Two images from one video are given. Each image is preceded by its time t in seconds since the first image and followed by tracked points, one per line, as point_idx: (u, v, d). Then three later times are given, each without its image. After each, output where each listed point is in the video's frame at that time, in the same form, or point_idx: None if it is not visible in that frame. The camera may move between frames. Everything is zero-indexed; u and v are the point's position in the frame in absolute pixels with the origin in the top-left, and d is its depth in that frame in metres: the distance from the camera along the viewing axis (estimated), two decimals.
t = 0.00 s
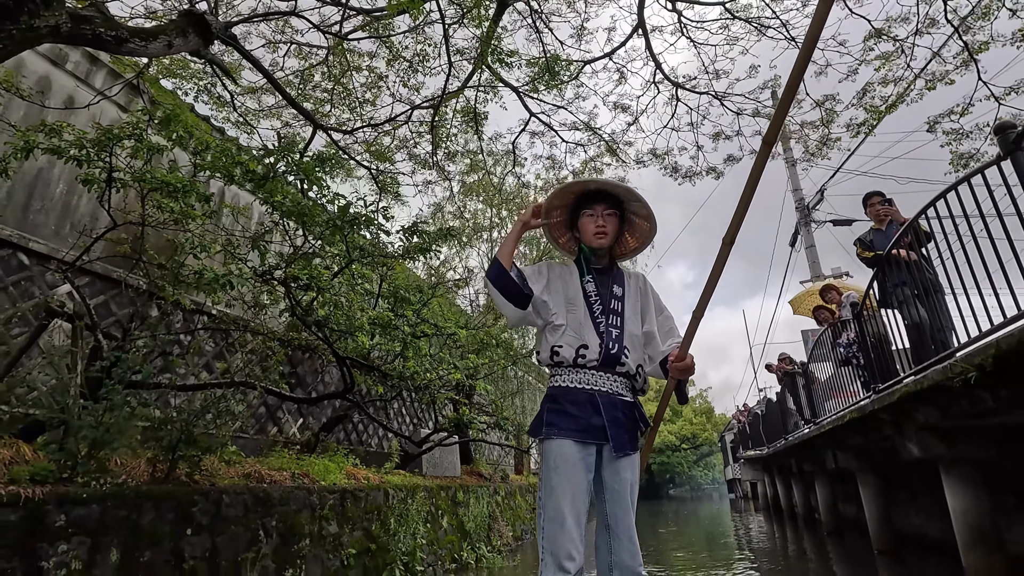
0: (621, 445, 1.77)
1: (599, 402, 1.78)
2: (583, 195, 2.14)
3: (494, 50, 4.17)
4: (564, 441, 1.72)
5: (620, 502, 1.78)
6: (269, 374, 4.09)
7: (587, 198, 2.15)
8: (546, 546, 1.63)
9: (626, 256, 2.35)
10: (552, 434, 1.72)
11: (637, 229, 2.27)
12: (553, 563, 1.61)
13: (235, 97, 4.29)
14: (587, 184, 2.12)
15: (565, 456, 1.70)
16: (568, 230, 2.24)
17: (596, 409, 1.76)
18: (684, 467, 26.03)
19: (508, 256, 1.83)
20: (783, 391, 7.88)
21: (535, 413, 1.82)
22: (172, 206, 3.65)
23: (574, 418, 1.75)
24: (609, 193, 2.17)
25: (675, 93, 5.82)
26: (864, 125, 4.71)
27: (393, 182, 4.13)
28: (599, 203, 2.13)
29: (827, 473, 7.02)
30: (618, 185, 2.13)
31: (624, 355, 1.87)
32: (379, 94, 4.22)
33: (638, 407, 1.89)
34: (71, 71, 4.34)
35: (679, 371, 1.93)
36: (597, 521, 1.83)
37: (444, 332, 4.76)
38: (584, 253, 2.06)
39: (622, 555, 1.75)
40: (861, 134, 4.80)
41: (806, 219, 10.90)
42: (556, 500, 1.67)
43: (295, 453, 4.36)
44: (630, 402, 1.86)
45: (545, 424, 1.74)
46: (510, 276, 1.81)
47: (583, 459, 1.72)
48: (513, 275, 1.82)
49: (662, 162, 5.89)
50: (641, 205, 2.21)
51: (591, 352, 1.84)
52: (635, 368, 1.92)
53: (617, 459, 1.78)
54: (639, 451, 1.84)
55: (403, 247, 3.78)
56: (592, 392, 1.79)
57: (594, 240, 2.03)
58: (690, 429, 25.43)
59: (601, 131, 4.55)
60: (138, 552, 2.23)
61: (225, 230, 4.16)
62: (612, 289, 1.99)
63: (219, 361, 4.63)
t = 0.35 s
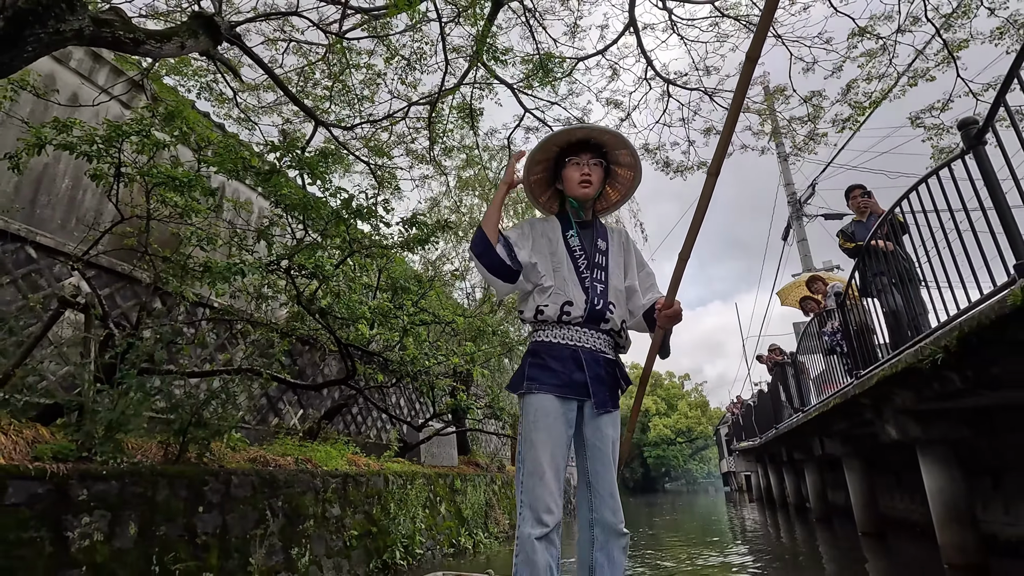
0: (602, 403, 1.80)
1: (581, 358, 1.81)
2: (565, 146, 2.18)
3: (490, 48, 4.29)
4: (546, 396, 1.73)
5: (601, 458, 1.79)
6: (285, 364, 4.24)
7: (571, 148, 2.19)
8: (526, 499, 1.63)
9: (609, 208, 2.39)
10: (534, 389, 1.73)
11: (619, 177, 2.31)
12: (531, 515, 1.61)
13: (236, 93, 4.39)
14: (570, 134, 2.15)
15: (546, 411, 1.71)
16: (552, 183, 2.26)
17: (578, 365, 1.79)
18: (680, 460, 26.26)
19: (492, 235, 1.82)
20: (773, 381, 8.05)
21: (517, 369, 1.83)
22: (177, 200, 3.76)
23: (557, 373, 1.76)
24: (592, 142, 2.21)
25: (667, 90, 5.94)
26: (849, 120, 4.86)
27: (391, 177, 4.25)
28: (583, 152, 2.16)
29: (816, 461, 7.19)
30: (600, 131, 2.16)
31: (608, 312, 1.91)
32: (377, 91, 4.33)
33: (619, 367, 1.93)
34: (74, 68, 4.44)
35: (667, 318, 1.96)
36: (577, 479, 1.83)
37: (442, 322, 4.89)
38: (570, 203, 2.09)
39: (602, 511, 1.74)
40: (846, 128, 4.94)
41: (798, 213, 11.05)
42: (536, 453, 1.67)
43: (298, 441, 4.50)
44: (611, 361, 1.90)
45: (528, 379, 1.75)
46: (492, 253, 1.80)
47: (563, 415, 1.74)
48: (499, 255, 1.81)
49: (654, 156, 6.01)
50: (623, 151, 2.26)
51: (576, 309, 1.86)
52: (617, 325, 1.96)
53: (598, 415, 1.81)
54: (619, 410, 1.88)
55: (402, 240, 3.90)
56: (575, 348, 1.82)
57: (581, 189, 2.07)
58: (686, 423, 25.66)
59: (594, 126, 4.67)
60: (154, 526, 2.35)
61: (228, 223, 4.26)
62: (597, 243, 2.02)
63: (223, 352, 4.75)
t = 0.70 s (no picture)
0: (575, 378, 1.61)
1: (556, 335, 1.59)
2: (548, 111, 1.93)
3: (487, 57, 4.43)
4: (520, 370, 1.50)
5: (576, 437, 1.59)
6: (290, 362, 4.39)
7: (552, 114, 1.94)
8: (498, 479, 1.41)
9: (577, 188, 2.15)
10: (507, 363, 1.49)
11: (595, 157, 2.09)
12: (505, 495, 1.39)
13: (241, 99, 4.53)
14: (554, 99, 1.91)
15: (521, 385, 1.49)
16: (529, 149, 2.01)
17: (553, 340, 1.58)
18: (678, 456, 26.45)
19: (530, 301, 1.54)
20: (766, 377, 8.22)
21: (485, 340, 1.58)
22: (187, 205, 3.91)
23: (533, 348, 1.55)
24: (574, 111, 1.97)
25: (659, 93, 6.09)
26: (835, 124, 5.01)
27: (392, 181, 4.40)
28: (568, 121, 1.93)
29: (808, 456, 7.36)
30: (587, 101, 1.94)
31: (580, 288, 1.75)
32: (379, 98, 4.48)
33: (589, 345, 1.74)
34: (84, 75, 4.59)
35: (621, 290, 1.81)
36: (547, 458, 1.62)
37: (442, 321, 5.05)
38: (553, 170, 1.86)
39: (577, 490, 1.55)
40: (833, 132, 5.09)
41: (792, 212, 11.19)
42: (509, 428, 1.45)
43: (303, 436, 4.65)
44: (582, 340, 1.71)
45: (501, 351, 1.51)
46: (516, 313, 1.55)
47: (538, 390, 1.52)
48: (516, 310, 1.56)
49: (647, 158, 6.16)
50: (603, 129, 2.04)
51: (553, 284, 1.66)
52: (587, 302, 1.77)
53: (571, 392, 1.61)
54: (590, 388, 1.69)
55: (404, 242, 4.06)
56: (550, 324, 1.60)
57: (565, 156, 1.84)
58: (684, 420, 25.84)
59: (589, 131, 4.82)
60: (172, 513, 2.50)
61: (234, 226, 4.41)
62: (575, 218, 1.86)
63: (229, 350, 4.90)
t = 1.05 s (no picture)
0: (561, 369, 1.51)
1: (542, 326, 1.50)
2: (539, 90, 1.84)
3: (488, 69, 4.59)
4: (506, 362, 1.40)
5: (565, 430, 1.49)
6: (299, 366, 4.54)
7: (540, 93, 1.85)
8: (487, 479, 1.30)
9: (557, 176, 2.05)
10: (493, 355, 1.38)
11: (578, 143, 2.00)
12: (494, 495, 1.29)
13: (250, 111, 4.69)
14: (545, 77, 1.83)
15: (507, 378, 1.38)
16: (513, 131, 1.87)
17: (539, 331, 1.48)
18: (677, 454, 26.61)
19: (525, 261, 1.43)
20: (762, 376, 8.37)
21: (467, 329, 1.45)
22: (200, 215, 4.06)
23: (518, 339, 1.44)
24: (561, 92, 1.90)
25: (655, 100, 6.24)
26: (826, 130, 5.16)
27: (396, 190, 4.55)
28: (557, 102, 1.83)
29: (803, 454, 7.51)
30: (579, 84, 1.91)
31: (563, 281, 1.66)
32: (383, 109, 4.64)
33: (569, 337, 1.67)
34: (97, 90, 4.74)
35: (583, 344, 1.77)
36: (534, 453, 1.52)
37: (444, 324, 5.20)
38: (543, 152, 1.72)
39: (568, 486, 1.45)
40: (823, 138, 5.24)
41: (788, 213, 11.34)
42: (497, 424, 1.34)
43: (310, 436, 4.80)
44: (563, 331, 1.63)
45: (487, 342, 1.40)
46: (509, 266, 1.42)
47: (524, 383, 1.42)
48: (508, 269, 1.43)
49: (644, 164, 6.31)
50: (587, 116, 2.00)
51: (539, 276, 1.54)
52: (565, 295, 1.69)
53: (558, 384, 1.51)
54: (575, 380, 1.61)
55: (409, 250, 4.22)
56: (535, 314, 1.50)
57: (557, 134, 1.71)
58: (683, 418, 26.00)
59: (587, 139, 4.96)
60: (193, 511, 2.64)
61: (243, 234, 4.56)
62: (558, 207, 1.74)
63: (238, 353, 5.05)
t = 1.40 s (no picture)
0: (550, 366, 1.60)
1: (529, 324, 1.57)
2: (513, 83, 1.92)
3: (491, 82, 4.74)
4: (495, 363, 1.48)
5: (557, 428, 1.58)
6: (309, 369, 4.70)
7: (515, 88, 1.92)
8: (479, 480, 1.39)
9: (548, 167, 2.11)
10: (480, 356, 1.46)
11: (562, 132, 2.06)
12: (486, 496, 1.37)
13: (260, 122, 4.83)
14: (517, 67, 1.90)
15: (496, 380, 1.46)
16: (494, 125, 1.97)
17: (526, 330, 1.55)
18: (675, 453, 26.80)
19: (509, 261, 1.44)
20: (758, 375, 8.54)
21: (455, 331, 1.54)
22: (214, 224, 4.22)
23: (506, 340, 1.52)
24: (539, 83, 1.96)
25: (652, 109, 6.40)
26: (818, 139, 5.32)
27: (403, 199, 4.71)
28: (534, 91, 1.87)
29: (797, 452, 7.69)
30: (553, 71, 1.95)
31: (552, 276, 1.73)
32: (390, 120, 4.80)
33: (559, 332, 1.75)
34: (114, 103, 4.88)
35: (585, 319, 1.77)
36: (528, 450, 1.60)
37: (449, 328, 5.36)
38: (521, 144, 1.78)
39: (561, 480, 1.54)
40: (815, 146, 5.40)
41: (785, 215, 11.50)
42: (488, 427, 1.42)
43: (319, 436, 4.96)
44: (551, 326, 1.70)
45: (473, 343, 1.48)
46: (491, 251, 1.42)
47: (513, 382, 1.50)
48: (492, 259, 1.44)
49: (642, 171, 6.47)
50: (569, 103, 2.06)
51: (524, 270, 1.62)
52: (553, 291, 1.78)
53: (546, 381, 1.59)
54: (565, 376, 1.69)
55: (416, 257, 4.38)
56: (522, 312, 1.58)
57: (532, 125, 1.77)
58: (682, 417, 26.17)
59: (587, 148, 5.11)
60: (216, 507, 2.81)
61: (255, 242, 4.72)
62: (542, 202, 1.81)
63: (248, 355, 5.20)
